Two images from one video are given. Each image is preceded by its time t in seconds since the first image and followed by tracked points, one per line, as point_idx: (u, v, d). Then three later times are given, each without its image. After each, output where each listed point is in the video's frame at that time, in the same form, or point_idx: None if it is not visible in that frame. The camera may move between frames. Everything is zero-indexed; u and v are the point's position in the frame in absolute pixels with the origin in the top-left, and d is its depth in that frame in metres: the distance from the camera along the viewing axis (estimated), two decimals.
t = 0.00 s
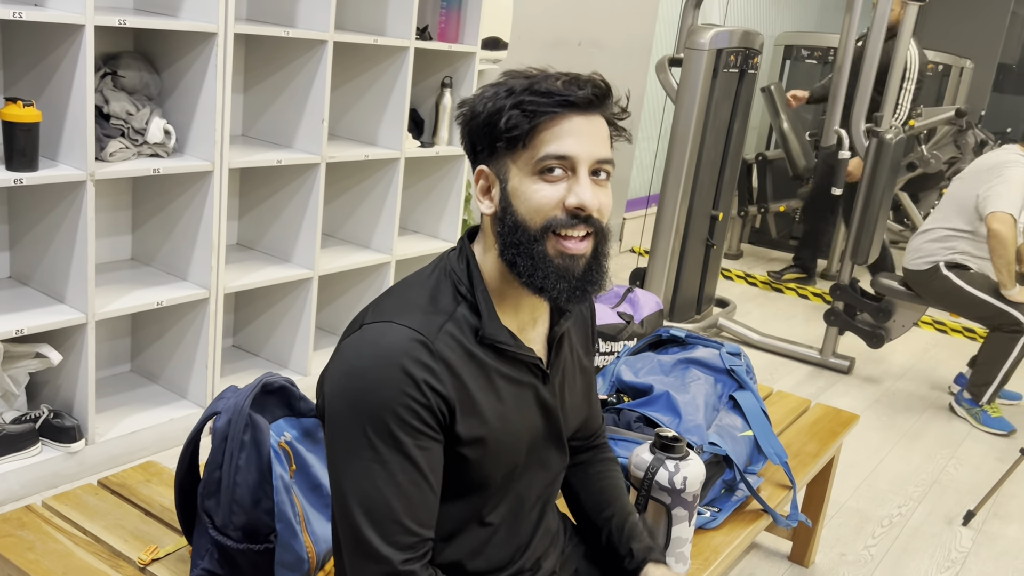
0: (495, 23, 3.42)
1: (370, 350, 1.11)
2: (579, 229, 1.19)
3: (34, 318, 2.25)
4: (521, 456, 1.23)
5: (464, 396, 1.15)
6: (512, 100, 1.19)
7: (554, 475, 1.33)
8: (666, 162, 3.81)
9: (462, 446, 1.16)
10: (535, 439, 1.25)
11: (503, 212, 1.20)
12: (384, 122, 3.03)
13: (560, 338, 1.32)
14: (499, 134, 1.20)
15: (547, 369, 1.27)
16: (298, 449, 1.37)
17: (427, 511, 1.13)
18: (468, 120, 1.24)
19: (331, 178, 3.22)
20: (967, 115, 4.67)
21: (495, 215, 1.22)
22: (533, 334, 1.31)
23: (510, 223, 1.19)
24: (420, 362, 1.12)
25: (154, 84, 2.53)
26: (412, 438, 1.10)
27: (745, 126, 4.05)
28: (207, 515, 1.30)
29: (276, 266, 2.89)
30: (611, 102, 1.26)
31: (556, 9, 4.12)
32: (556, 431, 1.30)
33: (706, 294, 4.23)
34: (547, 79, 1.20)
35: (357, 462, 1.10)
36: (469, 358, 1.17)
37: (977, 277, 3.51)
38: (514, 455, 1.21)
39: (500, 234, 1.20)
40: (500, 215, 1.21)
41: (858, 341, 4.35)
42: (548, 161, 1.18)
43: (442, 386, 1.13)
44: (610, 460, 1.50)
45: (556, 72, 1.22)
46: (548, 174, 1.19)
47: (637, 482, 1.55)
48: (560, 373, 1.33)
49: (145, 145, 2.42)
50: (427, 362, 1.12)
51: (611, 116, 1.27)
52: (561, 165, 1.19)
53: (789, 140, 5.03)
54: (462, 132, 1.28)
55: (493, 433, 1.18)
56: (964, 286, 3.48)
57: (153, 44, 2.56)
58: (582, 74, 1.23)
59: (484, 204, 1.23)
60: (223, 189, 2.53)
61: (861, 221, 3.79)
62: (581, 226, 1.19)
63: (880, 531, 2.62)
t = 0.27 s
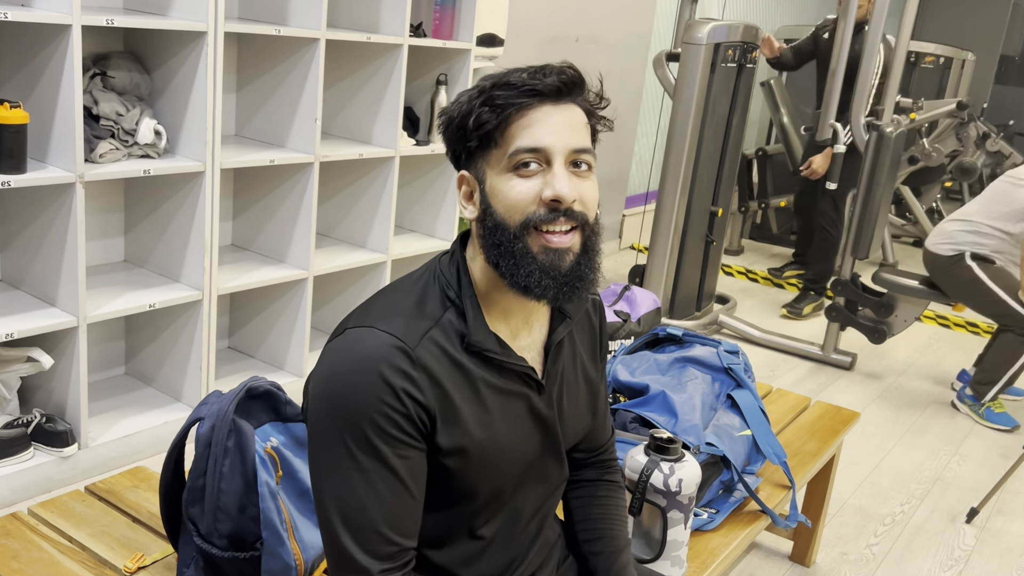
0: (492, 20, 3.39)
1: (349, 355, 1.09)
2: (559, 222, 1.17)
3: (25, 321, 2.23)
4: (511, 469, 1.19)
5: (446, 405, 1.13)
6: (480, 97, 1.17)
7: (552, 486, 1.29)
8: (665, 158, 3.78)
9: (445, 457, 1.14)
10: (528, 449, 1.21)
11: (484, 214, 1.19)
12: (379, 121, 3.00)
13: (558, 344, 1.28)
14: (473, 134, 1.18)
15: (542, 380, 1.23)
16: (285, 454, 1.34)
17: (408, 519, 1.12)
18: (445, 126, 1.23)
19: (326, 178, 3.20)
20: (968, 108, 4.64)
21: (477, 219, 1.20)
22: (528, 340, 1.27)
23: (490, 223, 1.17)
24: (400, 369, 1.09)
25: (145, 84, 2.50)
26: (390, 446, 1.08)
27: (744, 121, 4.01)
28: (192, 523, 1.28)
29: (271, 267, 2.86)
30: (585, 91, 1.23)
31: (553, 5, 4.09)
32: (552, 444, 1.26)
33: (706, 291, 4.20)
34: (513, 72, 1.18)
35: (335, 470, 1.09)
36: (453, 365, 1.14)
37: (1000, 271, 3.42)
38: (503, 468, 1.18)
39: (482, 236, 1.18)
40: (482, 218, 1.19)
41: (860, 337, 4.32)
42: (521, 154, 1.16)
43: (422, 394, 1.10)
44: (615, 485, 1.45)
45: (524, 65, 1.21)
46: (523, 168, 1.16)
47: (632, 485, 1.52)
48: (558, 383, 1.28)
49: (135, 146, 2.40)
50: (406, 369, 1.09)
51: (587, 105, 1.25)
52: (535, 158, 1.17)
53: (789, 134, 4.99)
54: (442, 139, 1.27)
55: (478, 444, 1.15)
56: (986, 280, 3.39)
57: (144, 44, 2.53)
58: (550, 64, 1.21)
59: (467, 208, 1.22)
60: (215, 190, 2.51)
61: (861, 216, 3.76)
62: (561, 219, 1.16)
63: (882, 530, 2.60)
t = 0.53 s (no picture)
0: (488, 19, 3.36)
1: (334, 370, 1.05)
2: (538, 245, 1.14)
3: (15, 328, 2.21)
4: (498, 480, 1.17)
5: (433, 419, 1.10)
6: (466, 107, 1.14)
7: (538, 497, 1.27)
8: (664, 156, 3.75)
9: (432, 472, 1.11)
10: (514, 461, 1.19)
11: (464, 226, 1.17)
12: (373, 122, 2.97)
13: (541, 352, 1.26)
14: (456, 143, 1.16)
15: (527, 390, 1.21)
16: (267, 464, 1.31)
17: (397, 538, 1.08)
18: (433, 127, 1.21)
19: (322, 179, 3.18)
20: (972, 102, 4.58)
21: (459, 228, 1.19)
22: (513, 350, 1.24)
23: (469, 239, 1.15)
24: (387, 383, 1.06)
25: (135, 88, 2.49)
26: (379, 463, 1.05)
27: (745, 117, 3.97)
28: (172, 536, 1.26)
29: (265, 270, 2.84)
30: (579, 104, 1.19)
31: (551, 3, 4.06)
32: (539, 455, 1.24)
33: (707, 289, 4.17)
34: (503, 83, 1.14)
35: (322, 490, 1.04)
36: (440, 377, 1.11)
37: None
38: (489, 480, 1.16)
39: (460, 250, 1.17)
40: (462, 230, 1.17)
41: (864, 334, 4.28)
42: (500, 172, 1.13)
43: (409, 408, 1.07)
44: (598, 489, 1.45)
45: (517, 74, 1.16)
46: (502, 186, 1.14)
47: (623, 491, 1.51)
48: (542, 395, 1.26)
49: (125, 150, 2.38)
50: (393, 383, 1.06)
51: (581, 120, 1.20)
52: (516, 176, 1.14)
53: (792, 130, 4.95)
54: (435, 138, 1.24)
55: (466, 458, 1.13)
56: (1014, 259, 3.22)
57: (134, 47, 2.51)
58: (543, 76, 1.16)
59: (451, 215, 1.21)
60: (207, 193, 2.49)
61: (864, 212, 3.72)
62: (538, 244, 1.14)
63: (885, 531, 2.56)
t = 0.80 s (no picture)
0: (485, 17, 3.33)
1: (302, 384, 1.06)
2: (510, 250, 1.15)
3: (7, 334, 2.19)
4: (476, 494, 1.18)
5: (406, 434, 1.10)
6: (436, 109, 1.15)
7: (522, 508, 1.28)
8: (664, 154, 3.72)
9: (406, 488, 1.12)
10: (494, 474, 1.20)
11: (438, 231, 1.18)
12: (369, 122, 2.95)
13: (524, 362, 1.27)
14: (428, 148, 1.17)
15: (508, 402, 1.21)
16: (250, 472, 1.29)
17: (369, 553, 1.09)
18: (406, 130, 1.21)
19: (318, 180, 3.15)
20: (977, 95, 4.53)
21: (433, 234, 1.20)
22: (495, 359, 1.25)
23: (443, 243, 1.17)
24: (356, 399, 1.06)
25: (127, 91, 2.47)
26: (346, 479, 1.06)
27: (746, 113, 3.94)
28: (152, 545, 1.23)
29: (261, 273, 2.82)
30: (552, 103, 1.20)
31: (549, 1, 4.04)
32: (522, 468, 1.24)
33: (710, 287, 4.14)
34: (473, 84, 1.15)
35: (290, 505, 1.06)
36: (413, 391, 1.11)
37: None
38: (466, 494, 1.16)
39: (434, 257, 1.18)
40: (436, 234, 1.18)
41: (869, 331, 4.24)
42: (471, 176, 1.14)
43: (379, 423, 1.08)
44: (592, 494, 1.43)
45: (489, 74, 1.17)
46: (474, 190, 1.15)
47: (614, 496, 1.49)
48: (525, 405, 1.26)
49: (117, 154, 2.37)
50: (362, 399, 1.07)
51: (556, 119, 1.21)
52: (488, 180, 1.15)
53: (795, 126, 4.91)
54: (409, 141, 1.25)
55: (441, 473, 1.13)
56: None
57: (126, 50, 2.50)
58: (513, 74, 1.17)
59: (426, 220, 1.22)
60: (200, 196, 2.47)
61: (867, 208, 3.68)
62: (511, 249, 1.15)
63: (889, 531, 2.53)
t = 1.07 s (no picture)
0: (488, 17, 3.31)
1: (289, 398, 1.05)
2: (494, 252, 1.15)
3: (9, 339, 2.19)
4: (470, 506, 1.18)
5: (396, 446, 1.10)
6: (410, 113, 1.15)
7: (519, 519, 1.28)
8: (670, 152, 3.69)
9: (398, 501, 1.11)
10: (486, 485, 1.20)
11: (423, 237, 1.18)
12: (371, 122, 2.94)
13: (518, 369, 1.26)
14: (407, 153, 1.17)
15: (503, 411, 1.21)
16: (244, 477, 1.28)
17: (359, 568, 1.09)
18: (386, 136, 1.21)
19: (322, 182, 3.14)
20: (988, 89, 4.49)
21: (418, 241, 1.21)
22: (489, 366, 1.24)
23: (428, 249, 1.17)
24: (343, 413, 1.06)
25: (127, 94, 2.46)
26: (336, 495, 1.05)
27: (752, 110, 3.91)
28: (146, 552, 1.22)
29: (265, 275, 2.81)
30: (529, 96, 1.19)
31: None
32: (517, 478, 1.24)
33: (718, 286, 4.11)
34: (445, 83, 1.15)
35: (278, 522, 1.05)
36: (404, 403, 1.11)
37: None
38: (459, 507, 1.16)
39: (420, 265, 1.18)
40: (421, 241, 1.18)
41: (879, 329, 4.20)
42: (450, 179, 1.14)
43: (368, 438, 1.07)
44: (593, 498, 1.42)
45: (462, 71, 1.17)
46: (455, 193, 1.15)
47: (615, 499, 1.48)
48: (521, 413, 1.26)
49: (117, 157, 2.36)
50: (351, 413, 1.06)
51: (535, 113, 1.20)
52: (468, 181, 1.15)
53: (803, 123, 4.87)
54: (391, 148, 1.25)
55: (433, 486, 1.13)
56: None
57: (126, 53, 2.49)
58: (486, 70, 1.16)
59: (411, 228, 1.22)
60: (201, 200, 2.46)
61: (876, 204, 3.64)
62: (495, 250, 1.15)
63: (899, 531, 2.50)
